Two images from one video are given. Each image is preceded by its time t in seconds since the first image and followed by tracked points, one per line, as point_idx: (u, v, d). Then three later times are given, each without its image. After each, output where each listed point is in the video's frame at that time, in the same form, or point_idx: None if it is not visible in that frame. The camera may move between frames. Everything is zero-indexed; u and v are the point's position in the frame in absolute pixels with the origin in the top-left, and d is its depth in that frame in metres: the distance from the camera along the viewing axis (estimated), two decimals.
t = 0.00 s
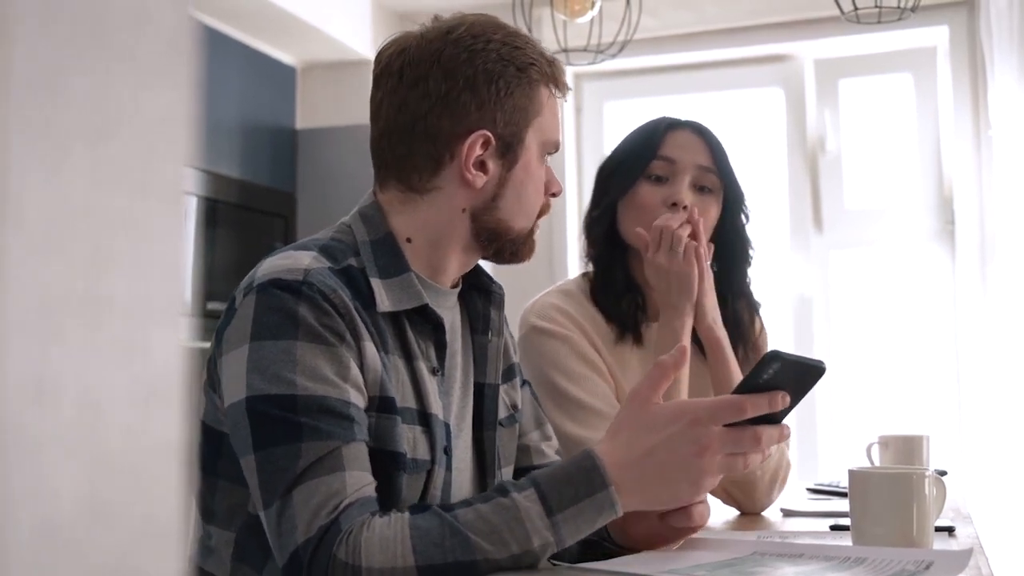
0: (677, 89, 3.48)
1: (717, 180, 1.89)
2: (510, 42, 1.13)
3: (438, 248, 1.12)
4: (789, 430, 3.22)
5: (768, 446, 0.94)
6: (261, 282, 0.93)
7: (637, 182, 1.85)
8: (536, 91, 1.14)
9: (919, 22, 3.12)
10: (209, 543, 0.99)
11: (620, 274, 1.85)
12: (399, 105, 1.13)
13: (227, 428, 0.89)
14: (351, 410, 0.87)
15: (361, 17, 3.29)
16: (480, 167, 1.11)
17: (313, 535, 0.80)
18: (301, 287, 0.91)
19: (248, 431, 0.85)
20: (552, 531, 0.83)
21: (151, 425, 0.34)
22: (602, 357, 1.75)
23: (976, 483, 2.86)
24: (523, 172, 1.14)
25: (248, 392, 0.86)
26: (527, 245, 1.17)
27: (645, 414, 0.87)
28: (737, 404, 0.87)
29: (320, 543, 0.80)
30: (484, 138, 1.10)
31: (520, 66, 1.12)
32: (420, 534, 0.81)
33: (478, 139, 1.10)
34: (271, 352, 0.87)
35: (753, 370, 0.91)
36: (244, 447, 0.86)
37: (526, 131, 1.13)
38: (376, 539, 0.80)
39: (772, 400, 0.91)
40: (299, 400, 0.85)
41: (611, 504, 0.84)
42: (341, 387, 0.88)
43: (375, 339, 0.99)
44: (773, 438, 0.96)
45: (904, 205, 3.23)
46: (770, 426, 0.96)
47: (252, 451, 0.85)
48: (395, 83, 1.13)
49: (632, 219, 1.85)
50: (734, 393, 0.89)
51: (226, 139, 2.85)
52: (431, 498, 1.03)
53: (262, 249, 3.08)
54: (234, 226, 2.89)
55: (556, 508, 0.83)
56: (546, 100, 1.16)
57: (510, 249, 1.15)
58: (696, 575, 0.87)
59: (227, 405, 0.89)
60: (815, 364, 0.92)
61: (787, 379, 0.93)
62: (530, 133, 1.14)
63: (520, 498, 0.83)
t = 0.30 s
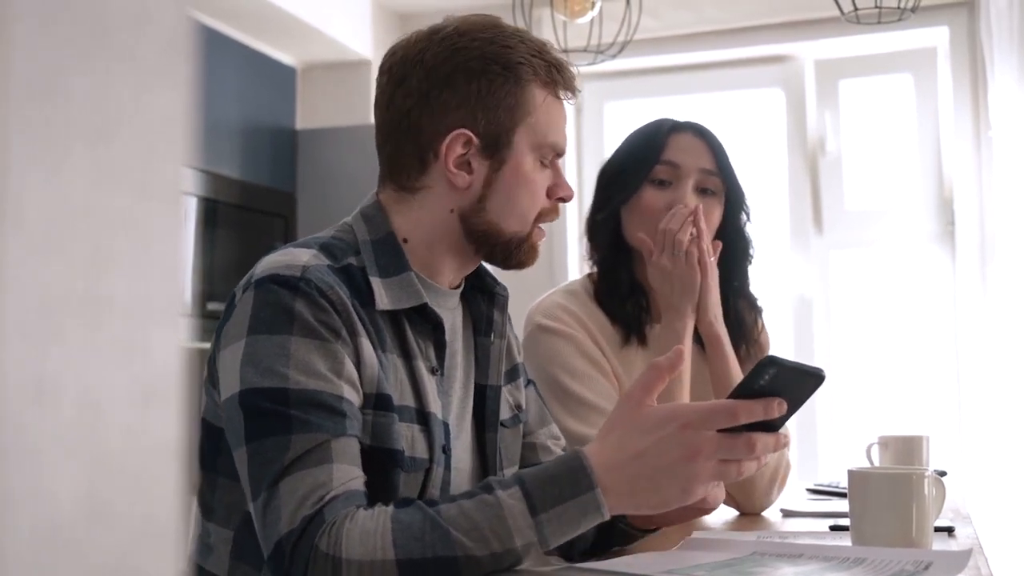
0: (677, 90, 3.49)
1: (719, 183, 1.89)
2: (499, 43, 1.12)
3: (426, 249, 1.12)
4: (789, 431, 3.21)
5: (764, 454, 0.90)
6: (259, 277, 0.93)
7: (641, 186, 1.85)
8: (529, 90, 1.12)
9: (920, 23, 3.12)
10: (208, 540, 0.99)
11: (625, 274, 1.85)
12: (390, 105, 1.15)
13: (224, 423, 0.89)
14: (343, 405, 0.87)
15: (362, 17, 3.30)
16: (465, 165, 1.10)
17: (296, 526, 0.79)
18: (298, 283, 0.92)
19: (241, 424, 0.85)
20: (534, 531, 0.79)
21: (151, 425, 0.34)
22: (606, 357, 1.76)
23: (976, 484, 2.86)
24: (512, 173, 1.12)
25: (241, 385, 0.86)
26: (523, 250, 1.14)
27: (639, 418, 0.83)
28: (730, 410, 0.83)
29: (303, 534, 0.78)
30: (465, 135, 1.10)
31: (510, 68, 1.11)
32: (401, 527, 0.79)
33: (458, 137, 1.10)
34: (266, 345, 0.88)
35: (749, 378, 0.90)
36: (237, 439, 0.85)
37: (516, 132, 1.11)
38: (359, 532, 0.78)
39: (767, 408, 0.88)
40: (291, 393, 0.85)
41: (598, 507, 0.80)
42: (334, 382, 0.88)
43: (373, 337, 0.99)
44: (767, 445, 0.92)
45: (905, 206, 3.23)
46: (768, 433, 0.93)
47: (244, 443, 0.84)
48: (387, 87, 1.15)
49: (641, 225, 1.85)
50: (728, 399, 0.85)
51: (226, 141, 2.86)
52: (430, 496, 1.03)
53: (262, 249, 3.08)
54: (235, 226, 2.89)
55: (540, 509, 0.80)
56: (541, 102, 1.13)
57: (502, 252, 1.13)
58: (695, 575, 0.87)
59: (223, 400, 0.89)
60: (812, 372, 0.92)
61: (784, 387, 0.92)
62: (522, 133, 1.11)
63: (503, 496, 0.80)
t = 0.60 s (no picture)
0: (677, 90, 3.49)
1: (723, 189, 1.92)
2: (483, 43, 1.10)
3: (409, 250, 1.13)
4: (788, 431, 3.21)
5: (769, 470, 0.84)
6: (260, 272, 0.94)
7: (645, 194, 1.87)
8: (510, 92, 1.09)
9: (919, 24, 3.12)
10: (206, 538, 1.00)
11: (630, 276, 1.86)
12: (385, 103, 1.17)
13: (222, 416, 0.89)
14: (339, 399, 0.87)
15: (361, 17, 3.30)
16: (441, 164, 1.11)
17: (286, 512, 0.78)
18: (297, 280, 0.93)
19: (237, 414, 0.85)
20: (524, 538, 0.77)
21: (151, 424, 0.34)
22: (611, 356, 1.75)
23: (976, 485, 2.86)
24: (491, 173, 1.10)
25: (239, 377, 0.86)
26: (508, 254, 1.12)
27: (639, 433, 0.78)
28: (733, 423, 0.79)
29: (292, 521, 0.78)
30: (438, 134, 1.10)
31: (488, 70, 1.09)
32: (390, 522, 0.77)
33: (430, 136, 1.10)
34: (264, 338, 0.88)
35: (752, 391, 0.87)
36: (233, 430, 0.85)
37: (495, 133, 1.09)
38: (348, 521, 0.77)
39: (772, 420, 0.84)
40: (286, 385, 0.85)
41: (592, 524, 0.77)
42: (331, 375, 0.88)
43: (371, 335, 0.99)
44: (773, 462, 0.87)
45: (905, 207, 3.23)
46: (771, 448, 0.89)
47: (240, 434, 0.84)
48: (385, 86, 1.17)
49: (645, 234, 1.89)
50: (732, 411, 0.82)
51: (227, 142, 2.86)
52: (428, 497, 1.03)
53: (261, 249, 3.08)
54: (235, 226, 2.89)
55: (532, 517, 0.77)
56: (524, 104, 1.10)
57: (484, 255, 1.11)
58: None
59: (221, 392, 0.89)
60: (815, 385, 0.89)
61: (788, 401, 0.89)
62: (502, 135, 1.09)
63: (497, 500, 0.78)
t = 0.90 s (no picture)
0: (675, 91, 3.49)
1: (724, 197, 1.92)
2: (482, 45, 1.09)
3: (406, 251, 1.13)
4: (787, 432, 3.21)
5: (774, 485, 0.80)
6: (263, 273, 0.94)
7: (648, 203, 1.88)
8: (503, 95, 1.07)
9: (919, 24, 3.12)
10: (205, 537, 1.00)
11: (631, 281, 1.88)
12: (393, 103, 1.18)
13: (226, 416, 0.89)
14: (340, 400, 0.87)
15: (361, 18, 3.30)
16: (434, 165, 1.11)
17: (288, 513, 0.78)
18: (300, 280, 0.93)
19: (239, 414, 0.84)
20: (526, 559, 0.74)
21: (150, 425, 0.34)
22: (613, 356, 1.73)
23: (975, 486, 2.86)
24: (482, 176, 1.09)
25: (241, 378, 0.86)
26: (501, 260, 1.11)
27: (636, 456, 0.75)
28: (733, 439, 0.75)
29: (294, 522, 0.77)
30: (431, 135, 1.11)
31: (482, 73, 1.08)
32: (392, 531, 0.76)
33: (424, 136, 1.11)
34: (267, 339, 0.88)
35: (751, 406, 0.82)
36: (235, 429, 0.85)
37: (485, 135, 1.08)
38: (351, 524, 0.76)
39: (773, 435, 0.79)
40: (289, 386, 0.84)
41: (594, 548, 0.74)
42: (333, 377, 0.88)
43: (373, 337, 0.99)
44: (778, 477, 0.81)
45: (904, 207, 3.23)
46: (776, 464, 0.83)
47: (242, 434, 0.84)
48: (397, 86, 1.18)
49: (645, 238, 1.90)
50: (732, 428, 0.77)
51: (227, 142, 2.86)
52: (429, 502, 1.03)
53: (260, 250, 3.08)
54: (234, 227, 2.88)
55: (534, 538, 0.75)
56: (517, 108, 1.07)
57: (474, 259, 1.10)
58: None
59: (225, 391, 0.89)
60: (819, 396, 0.82)
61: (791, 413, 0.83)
62: (492, 138, 1.08)
63: (500, 518, 0.75)
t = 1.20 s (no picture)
0: (675, 92, 3.49)
1: (724, 203, 1.93)
2: (485, 47, 1.08)
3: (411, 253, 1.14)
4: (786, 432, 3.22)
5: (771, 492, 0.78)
6: (268, 275, 0.94)
7: (648, 209, 1.88)
8: (504, 98, 1.06)
9: (918, 24, 3.12)
10: (207, 537, 1.00)
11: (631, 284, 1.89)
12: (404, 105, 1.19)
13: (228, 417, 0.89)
14: (342, 404, 0.87)
15: (360, 18, 3.31)
16: (436, 167, 1.12)
17: (288, 519, 0.78)
18: (304, 282, 0.93)
19: (241, 415, 0.84)
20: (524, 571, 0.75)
21: (150, 424, 0.34)
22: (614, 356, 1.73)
23: (973, 486, 2.87)
24: (482, 179, 1.09)
25: (244, 379, 0.86)
26: (502, 265, 1.10)
27: (634, 466, 0.74)
28: (730, 447, 0.74)
29: (294, 528, 0.77)
30: (433, 137, 1.11)
31: (484, 75, 1.07)
32: (390, 540, 0.75)
33: (426, 138, 1.12)
34: (271, 341, 0.88)
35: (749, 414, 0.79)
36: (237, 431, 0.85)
37: (486, 138, 1.08)
38: (348, 532, 0.75)
39: (772, 443, 0.77)
40: (291, 389, 0.84)
41: (593, 560, 0.74)
42: (336, 380, 0.88)
43: (376, 340, 0.99)
44: (775, 484, 0.79)
45: (902, 208, 3.23)
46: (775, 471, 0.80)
47: (244, 436, 0.84)
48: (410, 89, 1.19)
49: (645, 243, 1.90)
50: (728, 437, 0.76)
51: (226, 144, 2.87)
52: (431, 508, 1.03)
53: (259, 251, 3.08)
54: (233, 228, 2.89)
55: (533, 552, 0.75)
56: (518, 111, 1.06)
57: (475, 263, 1.09)
58: None
59: (228, 392, 0.89)
60: (816, 401, 0.80)
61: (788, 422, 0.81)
62: (491, 140, 1.07)
63: (499, 529, 0.75)
